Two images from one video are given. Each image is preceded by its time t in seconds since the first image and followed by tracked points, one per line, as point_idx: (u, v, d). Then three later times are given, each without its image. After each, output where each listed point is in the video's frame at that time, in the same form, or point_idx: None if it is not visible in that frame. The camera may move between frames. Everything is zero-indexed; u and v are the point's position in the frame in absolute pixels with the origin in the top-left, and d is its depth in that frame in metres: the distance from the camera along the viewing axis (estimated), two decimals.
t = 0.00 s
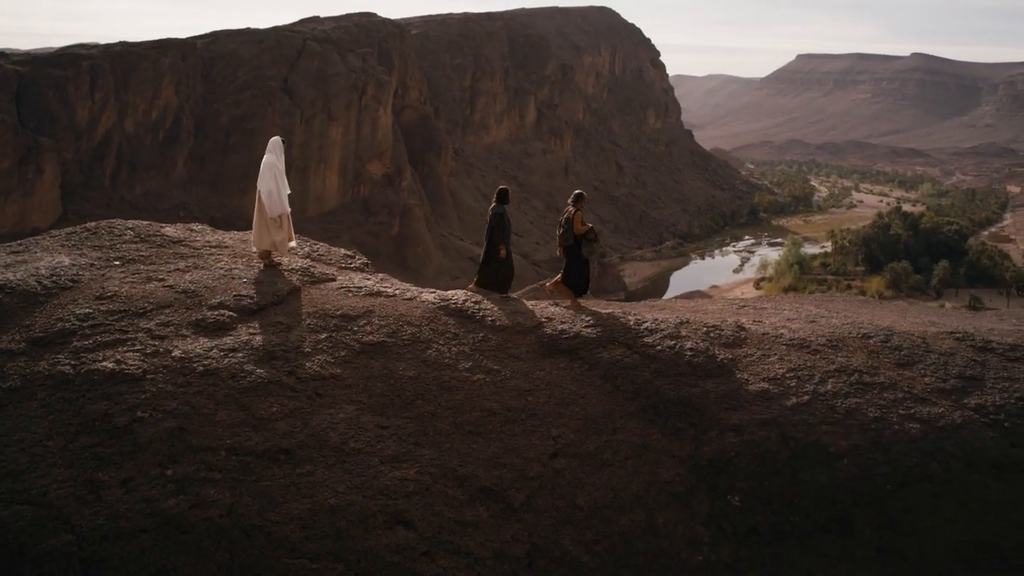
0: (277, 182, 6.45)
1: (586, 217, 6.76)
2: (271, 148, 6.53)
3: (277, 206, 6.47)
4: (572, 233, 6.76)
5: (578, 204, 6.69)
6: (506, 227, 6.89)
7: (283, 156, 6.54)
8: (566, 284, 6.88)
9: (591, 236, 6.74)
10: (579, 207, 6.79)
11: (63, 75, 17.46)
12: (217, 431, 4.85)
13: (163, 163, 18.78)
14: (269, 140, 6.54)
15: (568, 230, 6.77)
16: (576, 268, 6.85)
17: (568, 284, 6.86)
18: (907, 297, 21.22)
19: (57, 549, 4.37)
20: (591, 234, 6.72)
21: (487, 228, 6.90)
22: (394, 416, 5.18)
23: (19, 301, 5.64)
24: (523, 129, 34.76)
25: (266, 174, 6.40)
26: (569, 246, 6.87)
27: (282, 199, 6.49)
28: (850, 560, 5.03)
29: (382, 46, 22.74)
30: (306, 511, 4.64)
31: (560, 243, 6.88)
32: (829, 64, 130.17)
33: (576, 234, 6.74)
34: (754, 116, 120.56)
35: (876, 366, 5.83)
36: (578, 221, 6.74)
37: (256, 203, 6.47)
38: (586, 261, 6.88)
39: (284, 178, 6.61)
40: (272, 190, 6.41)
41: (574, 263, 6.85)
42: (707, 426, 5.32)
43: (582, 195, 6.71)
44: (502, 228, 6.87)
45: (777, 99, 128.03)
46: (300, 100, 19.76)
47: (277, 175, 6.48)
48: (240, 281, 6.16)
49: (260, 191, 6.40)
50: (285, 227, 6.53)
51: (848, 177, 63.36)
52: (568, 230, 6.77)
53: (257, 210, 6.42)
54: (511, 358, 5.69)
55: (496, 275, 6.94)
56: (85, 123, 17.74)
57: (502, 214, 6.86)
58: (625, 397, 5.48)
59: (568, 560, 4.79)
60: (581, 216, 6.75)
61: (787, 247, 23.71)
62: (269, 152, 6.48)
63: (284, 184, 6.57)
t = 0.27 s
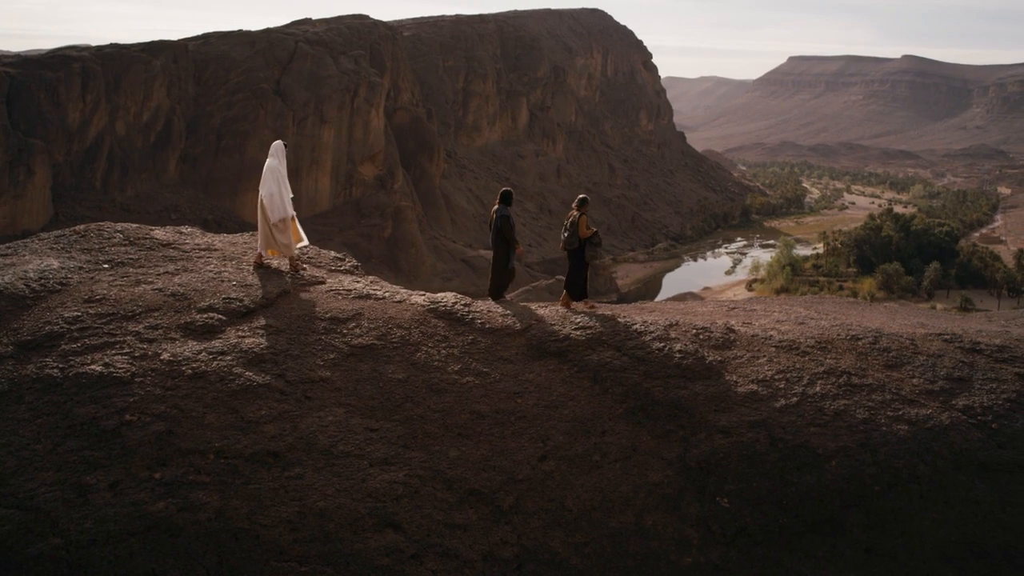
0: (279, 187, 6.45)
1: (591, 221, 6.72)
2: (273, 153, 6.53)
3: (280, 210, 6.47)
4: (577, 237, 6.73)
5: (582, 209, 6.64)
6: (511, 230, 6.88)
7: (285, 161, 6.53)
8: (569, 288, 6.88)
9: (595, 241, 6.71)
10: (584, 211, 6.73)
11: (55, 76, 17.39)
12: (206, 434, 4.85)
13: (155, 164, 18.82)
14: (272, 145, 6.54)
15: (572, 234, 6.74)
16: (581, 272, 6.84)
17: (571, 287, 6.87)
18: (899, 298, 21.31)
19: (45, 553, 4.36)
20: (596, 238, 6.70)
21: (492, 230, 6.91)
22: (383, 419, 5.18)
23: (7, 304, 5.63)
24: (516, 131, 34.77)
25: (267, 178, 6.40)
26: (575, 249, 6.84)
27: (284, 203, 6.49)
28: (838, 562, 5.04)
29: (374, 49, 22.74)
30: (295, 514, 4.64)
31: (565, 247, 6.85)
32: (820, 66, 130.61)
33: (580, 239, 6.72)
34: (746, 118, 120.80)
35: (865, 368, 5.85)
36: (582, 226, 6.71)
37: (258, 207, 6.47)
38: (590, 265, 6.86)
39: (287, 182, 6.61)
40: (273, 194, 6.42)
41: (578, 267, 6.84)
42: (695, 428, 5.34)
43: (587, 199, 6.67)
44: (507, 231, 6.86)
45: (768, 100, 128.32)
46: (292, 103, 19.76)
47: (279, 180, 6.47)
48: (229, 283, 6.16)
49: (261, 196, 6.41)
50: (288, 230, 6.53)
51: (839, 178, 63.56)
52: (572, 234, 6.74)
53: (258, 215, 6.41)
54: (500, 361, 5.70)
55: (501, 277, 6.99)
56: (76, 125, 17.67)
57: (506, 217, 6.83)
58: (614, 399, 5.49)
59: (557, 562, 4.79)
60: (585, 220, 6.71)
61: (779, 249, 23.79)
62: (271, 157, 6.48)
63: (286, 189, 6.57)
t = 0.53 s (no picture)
0: (286, 193, 6.55)
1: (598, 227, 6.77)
2: (282, 159, 6.63)
3: (286, 216, 6.55)
4: (583, 243, 6.78)
5: (587, 215, 6.72)
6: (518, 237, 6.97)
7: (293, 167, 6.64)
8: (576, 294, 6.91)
9: (602, 247, 6.74)
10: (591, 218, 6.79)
11: (49, 78, 17.56)
12: (199, 437, 4.85)
13: (150, 166, 18.79)
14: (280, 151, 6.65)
15: (579, 241, 6.79)
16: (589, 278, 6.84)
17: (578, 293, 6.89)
18: (895, 299, 21.33)
19: (36, 556, 4.36)
20: (602, 244, 6.74)
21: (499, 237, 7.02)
22: (376, 421, 5.18)
23: None
24: (512, 132, 34.78)
25: (276, 184, 6.50)
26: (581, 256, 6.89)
27: (290, 209, 6.58)
28: (831, 563, 5.04)
29: (370, 51, 22.75)
30: (287, 516, 4.64)
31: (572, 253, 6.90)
32: (817, 68, 130.69)
33: (586, 245, 6.77)
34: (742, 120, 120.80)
35: (858, 370, 5.87)
36: (589, 232, 6.76)
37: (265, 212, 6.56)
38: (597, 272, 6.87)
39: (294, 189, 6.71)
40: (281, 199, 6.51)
41: (585, 273, 6.85)
42: (689, 430, 5.34)
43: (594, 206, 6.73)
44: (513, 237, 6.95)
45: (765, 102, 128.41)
46: (288, 105, 19.76)
47: (286, 186, 6.58)
48: (223, 285, 6.16)
49: (269, 202, 6.50)
50: (291, 237, 6.59)
51: (835, 180, 63.54)
52: (579, 240, 6.79)
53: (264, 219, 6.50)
54: (493, 363, 5.70)
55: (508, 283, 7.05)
56: (71, 127, 17.67)
57: (512, 224, 6.95)
58: (608, 401, 5.49)
59: (550, 564, 4.80)
60: (592, 227, 6.76)
61: (775, 251, 23.79)
62: (280, 163, 6.59)
63: (294, 195, 6.65)
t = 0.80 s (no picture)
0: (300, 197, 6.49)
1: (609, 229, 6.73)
2: (295, 163, 6.57)
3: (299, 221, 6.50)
4: (596, 246, 6.74)
5: (599, 218, 6.68)
6: (530, 241, 6.96)
7: (305, 172, 6.58)
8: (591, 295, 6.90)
9: (614, 248, 6.71)
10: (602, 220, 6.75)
11: (51, 82, 17.47)
12: (196, 440, 4.86)
13: (151, 170, 18.83)
14: (292, 155, 6.58)
15: (591, 243, 6.74)
16: (602, 280, 6.84)
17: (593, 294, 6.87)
18: (895, 302, 21.33)
19: (34, 560, 4.36)
20: (614, 246, 6.68)
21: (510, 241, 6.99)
22: (373, 425, 5.19)
23: None
24: (512, 136, 34.81)
25: (291, 189, 6.42)
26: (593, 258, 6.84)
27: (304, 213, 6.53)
28: (830, 566, 5.03)
29: (371, 54, 22.77)
30: (284, 520, 4.64)
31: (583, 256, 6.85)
32: (817, 71, 130.65)
33: (599, 248, 6.72)
34: (743, 123, 120.72)
35: (856, 373, 5.87)
36: (601, 234, 6.71)
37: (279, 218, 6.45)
38: (610, 271, 6.86)
39: (304, 193, 6.65)
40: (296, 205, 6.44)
41: (599, 274, 6.85)
42: (686, 433, 5.34)
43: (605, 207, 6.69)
44: (525, 242, 6.93)
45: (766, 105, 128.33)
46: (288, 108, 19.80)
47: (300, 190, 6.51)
48: (221, 289, 6.18)
49: (284, 207, 6.40)
50: (302, 242, 6.55)
51: (835, 184, 63.48)
52: (590, 243, 6.74)
53: (280, 224, 6.39)
54: (491, 367, 5.71)
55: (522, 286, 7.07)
56: (72, 130, 17.69)
57: (524, 228, 6.88)
58: (605, 404, 5.50)
59: (547, 567, 4.80)
60: (604, 229, 6.72)
61: (775, 254, 23.72)
62: (293, 167, 6.53)
63: (305, 200, 6.59)
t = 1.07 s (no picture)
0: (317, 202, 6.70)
1: (623, 236, 6.82)
2: (311, 169, 6.79)
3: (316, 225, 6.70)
4: (610, 252, 6.81)
5: (613, 223, 6.79)
6: (545, 248, 7.06)
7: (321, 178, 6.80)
8: (604, 304, 6.90)
9: (628, 254, 6.76)
10: (616, 227, 6.85)
11: (57, 85, 17.49)
12: (198, 443, 4.87)
13: (156, 172, 18.89)
14: (309, 161, 6.81)
15: (605, 250, 6.83)
16: (614, 287, 6.84)
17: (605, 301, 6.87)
18: (901, 305, 21.23)
19: (36, 562, 4.37)
20: (628, 252, 6.76)
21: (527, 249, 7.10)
22: (375, 428, 5.20)
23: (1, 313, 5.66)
24: (517, 138, 34.80)
25: (307, 194, 6.64)
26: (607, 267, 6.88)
27: (320, 217, 6.74)
28: (832, 571, 5.01)
29: (376, 57, 22.79)
30: (286, 522, 4.65)
31: (598, 263, 6.91)
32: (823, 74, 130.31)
33: (613, 254, 6.78)
34: (748, 125, 120.40)
35: (858, 377, 5.86)
36: (615, 241, 6.80)
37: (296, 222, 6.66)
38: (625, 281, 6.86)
39: (321, 198, 6.85)
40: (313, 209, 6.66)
41: (613, 282, 6.85)
42: (688, 437, 5.33)
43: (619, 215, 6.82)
44: (541, 248, 7.04)
45: (772, 108, 128.01)
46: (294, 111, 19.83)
47: (317, 195, 6.72)
48: (224, 292, 6.20)
49: (301, 212, 6.62)
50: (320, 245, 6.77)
51: (841, 186, 63.23)
52: (605, 249, 6.83)
53: (297, 228, 6.60)
54: (493, 370, 5.71)
55: (535, 294, 7.08)
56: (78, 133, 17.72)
57: (540, 235, 7.06)
58: (607, 408, 5.49)
59: (548, 571, 4.79)
60: (618, 236, 6.82)
61: (779, 256, 23.66)
62: (310, 173, 6.75)
63: (322, 204, 6.80)
